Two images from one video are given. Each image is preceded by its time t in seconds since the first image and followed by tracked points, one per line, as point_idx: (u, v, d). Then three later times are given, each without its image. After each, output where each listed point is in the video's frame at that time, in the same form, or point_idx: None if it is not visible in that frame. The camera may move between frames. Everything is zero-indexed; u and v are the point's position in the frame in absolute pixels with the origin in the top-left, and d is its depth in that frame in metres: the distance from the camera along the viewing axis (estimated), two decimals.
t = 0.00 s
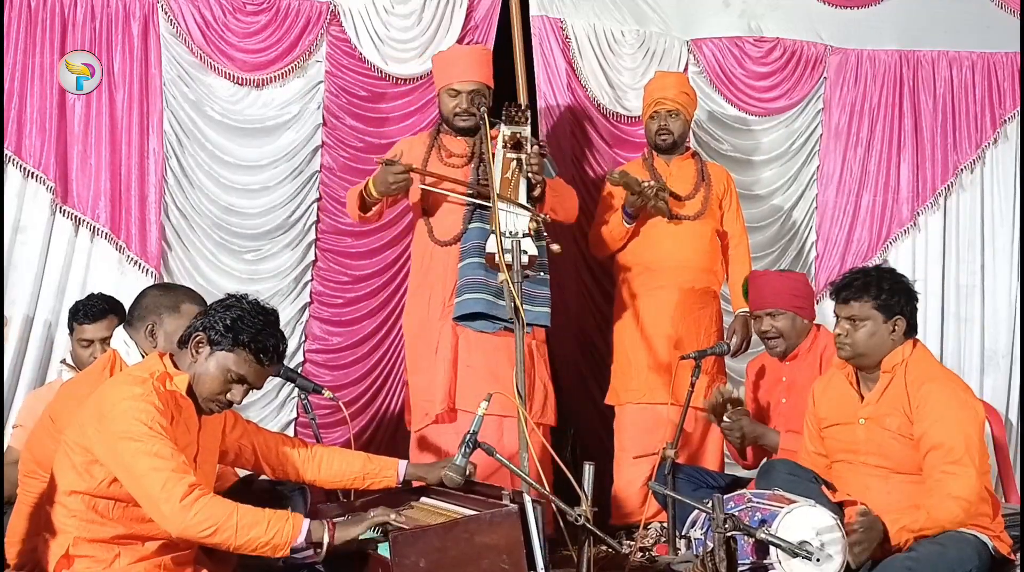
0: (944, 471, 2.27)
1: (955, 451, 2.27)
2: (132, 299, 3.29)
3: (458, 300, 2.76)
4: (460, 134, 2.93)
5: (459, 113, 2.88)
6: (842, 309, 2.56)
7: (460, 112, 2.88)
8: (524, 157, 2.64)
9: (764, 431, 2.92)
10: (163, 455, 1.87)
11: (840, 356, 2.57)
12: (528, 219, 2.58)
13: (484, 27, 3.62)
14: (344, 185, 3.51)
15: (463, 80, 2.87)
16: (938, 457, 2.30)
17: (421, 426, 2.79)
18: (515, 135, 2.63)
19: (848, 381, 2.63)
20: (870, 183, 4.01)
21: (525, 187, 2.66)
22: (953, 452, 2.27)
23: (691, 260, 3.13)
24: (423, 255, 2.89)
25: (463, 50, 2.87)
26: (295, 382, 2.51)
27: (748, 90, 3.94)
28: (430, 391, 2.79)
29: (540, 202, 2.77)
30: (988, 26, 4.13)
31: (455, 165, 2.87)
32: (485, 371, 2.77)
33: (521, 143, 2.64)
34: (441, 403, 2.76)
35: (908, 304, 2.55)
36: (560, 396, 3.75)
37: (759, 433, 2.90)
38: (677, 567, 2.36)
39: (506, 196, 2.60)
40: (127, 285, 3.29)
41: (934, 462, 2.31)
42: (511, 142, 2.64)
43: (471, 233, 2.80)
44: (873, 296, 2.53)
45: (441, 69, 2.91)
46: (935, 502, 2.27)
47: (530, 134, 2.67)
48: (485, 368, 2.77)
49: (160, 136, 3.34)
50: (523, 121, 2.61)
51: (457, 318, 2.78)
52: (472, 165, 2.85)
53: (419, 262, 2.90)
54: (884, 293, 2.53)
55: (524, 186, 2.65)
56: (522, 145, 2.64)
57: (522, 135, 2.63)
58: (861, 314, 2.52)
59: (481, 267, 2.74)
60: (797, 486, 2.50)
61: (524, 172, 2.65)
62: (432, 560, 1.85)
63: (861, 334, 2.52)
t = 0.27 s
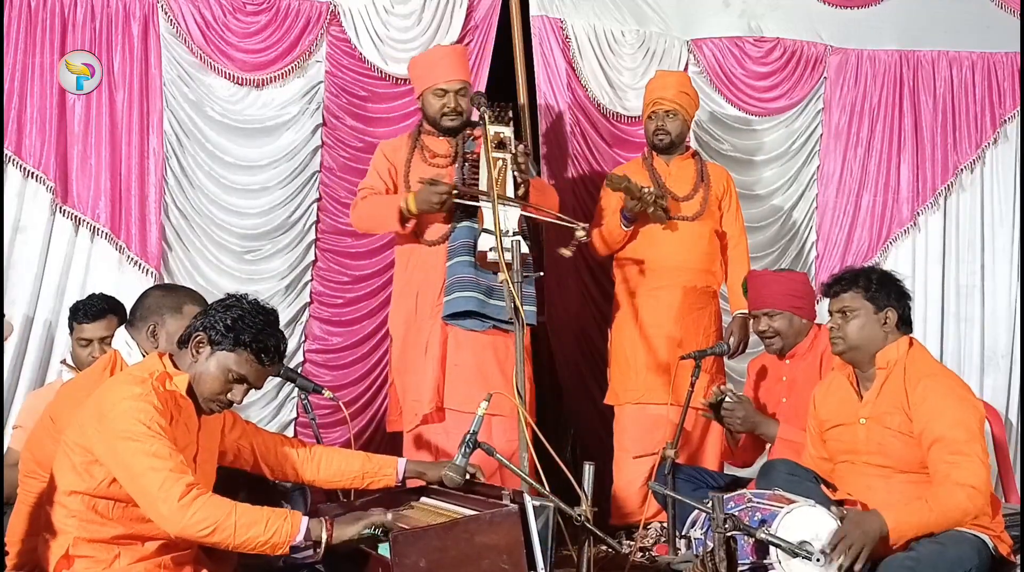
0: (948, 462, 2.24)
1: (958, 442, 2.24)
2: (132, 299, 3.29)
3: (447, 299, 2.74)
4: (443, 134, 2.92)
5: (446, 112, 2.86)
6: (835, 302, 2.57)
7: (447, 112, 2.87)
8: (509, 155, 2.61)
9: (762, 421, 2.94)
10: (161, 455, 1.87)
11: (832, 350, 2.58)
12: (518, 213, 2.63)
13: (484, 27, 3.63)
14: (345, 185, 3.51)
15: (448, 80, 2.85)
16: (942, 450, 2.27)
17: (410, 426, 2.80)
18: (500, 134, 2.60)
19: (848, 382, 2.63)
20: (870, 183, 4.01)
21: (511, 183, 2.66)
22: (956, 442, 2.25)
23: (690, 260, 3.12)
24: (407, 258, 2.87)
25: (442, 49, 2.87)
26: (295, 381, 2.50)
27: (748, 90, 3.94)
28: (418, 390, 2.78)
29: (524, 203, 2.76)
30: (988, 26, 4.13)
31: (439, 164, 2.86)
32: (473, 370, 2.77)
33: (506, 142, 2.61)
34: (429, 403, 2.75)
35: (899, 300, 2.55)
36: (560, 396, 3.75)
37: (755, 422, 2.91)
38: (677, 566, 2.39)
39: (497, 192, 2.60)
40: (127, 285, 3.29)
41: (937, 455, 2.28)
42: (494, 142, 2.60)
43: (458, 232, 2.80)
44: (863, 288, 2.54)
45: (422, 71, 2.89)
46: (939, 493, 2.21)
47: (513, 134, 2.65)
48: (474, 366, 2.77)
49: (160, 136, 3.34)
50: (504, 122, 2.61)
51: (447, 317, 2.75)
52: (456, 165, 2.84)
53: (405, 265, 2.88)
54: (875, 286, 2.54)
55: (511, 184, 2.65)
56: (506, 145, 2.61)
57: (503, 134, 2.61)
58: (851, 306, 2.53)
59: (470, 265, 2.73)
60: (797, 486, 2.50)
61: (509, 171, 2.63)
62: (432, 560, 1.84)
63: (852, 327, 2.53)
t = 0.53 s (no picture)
0: (943, 461, 2.26)
1: (953, 440, 2.26)
2: (132, 299, 3.28)
3: (445, 297, 2.72)
4: (430, 134, 2.92)
5: (433, 112, 2.87)
6: (842, 303, 2.55)
7: (434, 112, 2.87)
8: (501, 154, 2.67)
9: (764, 422, 2.96)
10: (159, 454, 1.87)
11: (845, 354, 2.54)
12: (511, 211, 2.66)
13: (484, 27, 3.63)
14: (344, 184, 3.51)
15: (433, 80, 2.87)
16: (937, 448, 2.29)
17: (404, 427, 2.78)
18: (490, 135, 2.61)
19: (847, 378, 2.62)
20: (870, 183, 4.01)
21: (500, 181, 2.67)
22: (951, 441, 2.26)
23: (688, 260, 3.12)
24: (398, 257, 2.86)
25: (425, 49, 2.89)
26: (296, 381, 2.51)
27: (748, 90, 3.94)
28: (416, 389, 2.77)
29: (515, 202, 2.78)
30: (988, 26, 4.13)
31: (428, 165, 2.88)
32: (470, 368, 2.77)
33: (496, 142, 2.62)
34: (427, 401, 2.75)
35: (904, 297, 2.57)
36: (560, 396, 3.74)
37: (758, 424, 2.94)
38: (677, 566, 2.39)
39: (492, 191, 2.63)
40: (127, 285, 3.29)
41: (933, 453, 2.30)
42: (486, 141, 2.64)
43: (452, 231, 2.79)
44: (872, 288, 2.52)
45: (406, 74, 2.90)
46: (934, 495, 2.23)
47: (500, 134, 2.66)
48: (470, 364, 2.77)
49: (160, 136, 3.34)
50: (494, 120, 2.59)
51: (445, 317, 2.75)
52: (445, 165, 2.87)
53: (395, 264, 2.86)
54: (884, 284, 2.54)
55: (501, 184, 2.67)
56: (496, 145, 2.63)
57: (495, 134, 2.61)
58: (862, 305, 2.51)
59: (466, 263, 2.72)
60: (797, 485, 2.49)
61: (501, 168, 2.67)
62: (432, 560, 1.84)
63: (864, 326, 2.50)
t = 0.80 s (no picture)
0: (941, 460, 2.23)
1: (951, 441, 2.24)
2: (132, 299, 3.28)
3: (445, 299, 2.74)
4: (428, 135, 2.91)
5: (432, 114, 2.87)
6: (831, 314, 2.54)
7: (433, 114, 2.87)
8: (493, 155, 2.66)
9: (765, 424, 2.94)
10: (157, 456, 1.87)
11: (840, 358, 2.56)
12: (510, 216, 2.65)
13: (484, 27, 3.63)
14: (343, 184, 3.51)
15: (432, 81, 2.86)
16: (936, 448, 2.27)
17: (404, 428, 2.77)
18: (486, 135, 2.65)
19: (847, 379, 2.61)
20: (870, 183, 4.01)
21: (500, 184, 2.68)
22: (949, 442, 2.24)
23: (686, 260, 3.12)
24: (396, 262, 2.84)
25: (422, 50, 2.87)
26: (295, 382, 2.51)
27: (747, 90, 3.94)
28: (416, 391, 2.77)
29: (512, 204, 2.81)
30: (989, 26, 4.12)
31: (427, 166, 2.86)
32: (471, 370, 2.78)
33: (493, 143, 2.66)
34: (428, 404, 2.75)
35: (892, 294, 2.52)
36: (560, 396, 3.75)
37: (758, 426, 2.92)
38: (677, 567, 2.40)
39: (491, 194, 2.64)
40: (127, 285, 3.28)
41: (931, 453, 2.28)
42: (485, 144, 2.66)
43: (451, 234, 2.79)
44: (855, 297, 2.51)
45: (403, 78, 2.89)
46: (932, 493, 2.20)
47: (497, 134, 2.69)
48: (471, 367, 2.78)
49: (160, 136, 3.34)
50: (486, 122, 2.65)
51: (445, 319, 2.75)
52: (444, 166, 2.86)
53: (393, 269, 2.84)
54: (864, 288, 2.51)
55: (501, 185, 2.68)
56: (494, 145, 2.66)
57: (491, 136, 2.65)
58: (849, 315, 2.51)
59: (466, 267, 2.74)
60: (796, 485, 2.49)
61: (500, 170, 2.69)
62: (432, 560, 1.85)
63: (854, 333, 2.51)
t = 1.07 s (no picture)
0: (939, 467, 2.24)
1: (950, 448, 2.24)
2: (132, 299, 3.28)
3: (451, 300, 2.74)
4: (435, 135, 2.92)
5: (441, 115, 2.87)
6: (832, 306, 2.57)
7: (441, 115, 2.87)
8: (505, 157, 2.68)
9: (768, 425, 3.04)
10: (165, 458, 1.86)
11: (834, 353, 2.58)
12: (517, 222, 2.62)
13: (484, 27, 3.63)
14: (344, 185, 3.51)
15: (441, 83, 2.85)
16: (932, 454, 2.27)
17: (408, 428, 2.76)
18: (495, 134, 2.67)
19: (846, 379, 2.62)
20: (870, 183, 4.01)
21: (508, 186, 2.70)
22: (948, 448, 2.24)
23: (683, 260, 3.12)
24: (401, 261, 2.85)
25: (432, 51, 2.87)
26: (296, 382, 2.51)
27: (747, 90, 3.94)
28: (421, 391, 2.77)
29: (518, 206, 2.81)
30: (989, 26, 4.13)
31: (433, 166, 2.86)
32: (476, 371, 2.78)
33: (501, 143, 2.69)
34: (433, 405, 2.74)
35: (897, 297, 2.56)
36: (560, 396, 3.75)
37: (762, 426, 3.03)
38: (677, 567, 2.41)
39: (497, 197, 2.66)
40: (127, 285, 3.28)
41: (927, 459, 2.28)
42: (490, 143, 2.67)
43: (459, 234, 2.78)
44: (859, 289, 2.54)
45: (411, 78, 2.88)
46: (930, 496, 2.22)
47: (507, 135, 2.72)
48: (476, 369, 2.78)
49: (160, 136, 3.34)
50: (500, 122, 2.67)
51: (451, 319, 2.75)
52: (450, 166, 2.85)
53: (398, 271, 2.85)
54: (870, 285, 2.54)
55: (508, 186, 2.70)
56: (502, 145, 2.69)
57: (498, 135, 2.69)
58: (850, 307, 2.53)
59: (472, 268, 2.73)
60: (799, 487, 2.49)
61: (507, 172, 2.70)
62: (432, 560, 1.84)
63: (851, 327, 2.53)
